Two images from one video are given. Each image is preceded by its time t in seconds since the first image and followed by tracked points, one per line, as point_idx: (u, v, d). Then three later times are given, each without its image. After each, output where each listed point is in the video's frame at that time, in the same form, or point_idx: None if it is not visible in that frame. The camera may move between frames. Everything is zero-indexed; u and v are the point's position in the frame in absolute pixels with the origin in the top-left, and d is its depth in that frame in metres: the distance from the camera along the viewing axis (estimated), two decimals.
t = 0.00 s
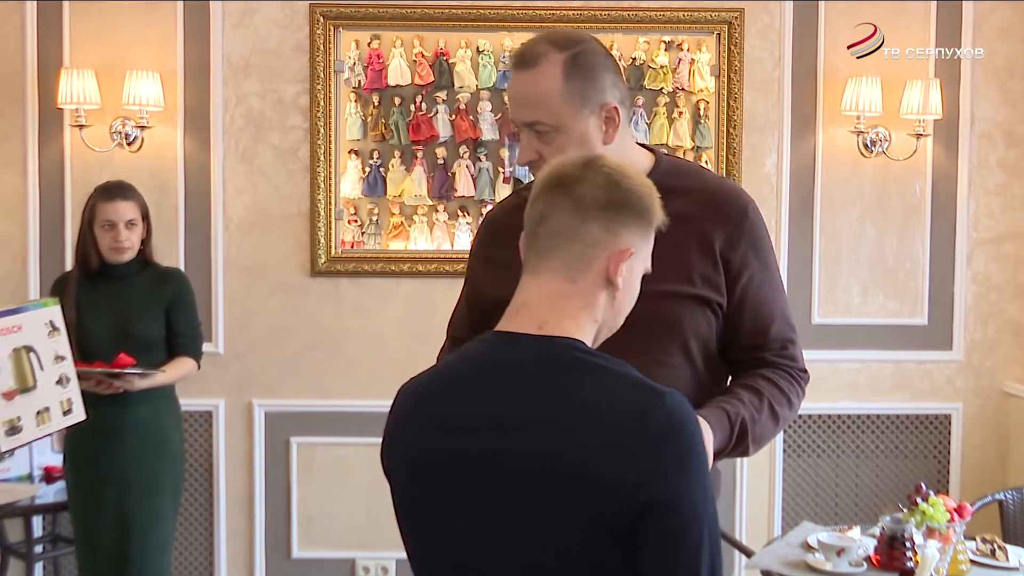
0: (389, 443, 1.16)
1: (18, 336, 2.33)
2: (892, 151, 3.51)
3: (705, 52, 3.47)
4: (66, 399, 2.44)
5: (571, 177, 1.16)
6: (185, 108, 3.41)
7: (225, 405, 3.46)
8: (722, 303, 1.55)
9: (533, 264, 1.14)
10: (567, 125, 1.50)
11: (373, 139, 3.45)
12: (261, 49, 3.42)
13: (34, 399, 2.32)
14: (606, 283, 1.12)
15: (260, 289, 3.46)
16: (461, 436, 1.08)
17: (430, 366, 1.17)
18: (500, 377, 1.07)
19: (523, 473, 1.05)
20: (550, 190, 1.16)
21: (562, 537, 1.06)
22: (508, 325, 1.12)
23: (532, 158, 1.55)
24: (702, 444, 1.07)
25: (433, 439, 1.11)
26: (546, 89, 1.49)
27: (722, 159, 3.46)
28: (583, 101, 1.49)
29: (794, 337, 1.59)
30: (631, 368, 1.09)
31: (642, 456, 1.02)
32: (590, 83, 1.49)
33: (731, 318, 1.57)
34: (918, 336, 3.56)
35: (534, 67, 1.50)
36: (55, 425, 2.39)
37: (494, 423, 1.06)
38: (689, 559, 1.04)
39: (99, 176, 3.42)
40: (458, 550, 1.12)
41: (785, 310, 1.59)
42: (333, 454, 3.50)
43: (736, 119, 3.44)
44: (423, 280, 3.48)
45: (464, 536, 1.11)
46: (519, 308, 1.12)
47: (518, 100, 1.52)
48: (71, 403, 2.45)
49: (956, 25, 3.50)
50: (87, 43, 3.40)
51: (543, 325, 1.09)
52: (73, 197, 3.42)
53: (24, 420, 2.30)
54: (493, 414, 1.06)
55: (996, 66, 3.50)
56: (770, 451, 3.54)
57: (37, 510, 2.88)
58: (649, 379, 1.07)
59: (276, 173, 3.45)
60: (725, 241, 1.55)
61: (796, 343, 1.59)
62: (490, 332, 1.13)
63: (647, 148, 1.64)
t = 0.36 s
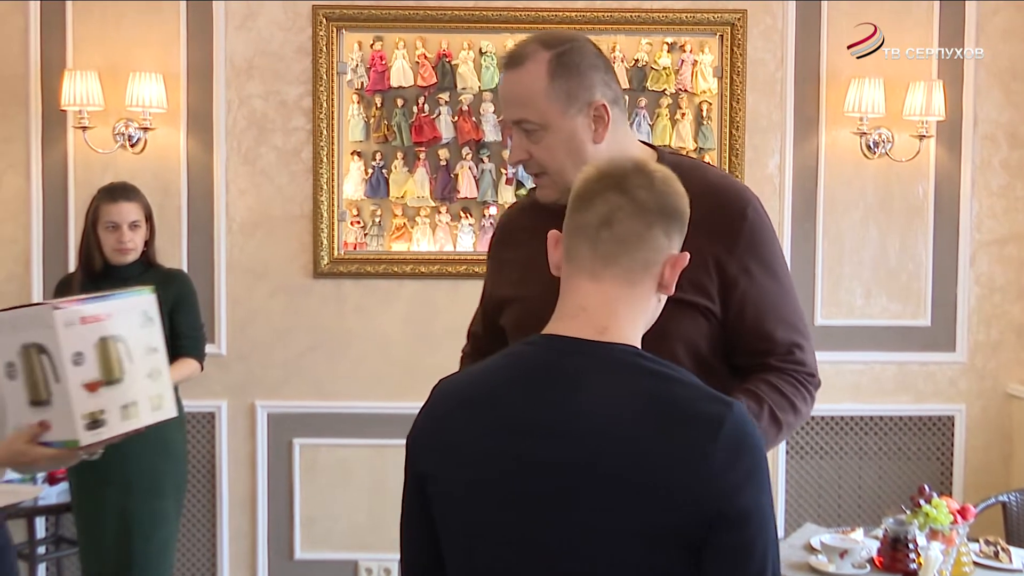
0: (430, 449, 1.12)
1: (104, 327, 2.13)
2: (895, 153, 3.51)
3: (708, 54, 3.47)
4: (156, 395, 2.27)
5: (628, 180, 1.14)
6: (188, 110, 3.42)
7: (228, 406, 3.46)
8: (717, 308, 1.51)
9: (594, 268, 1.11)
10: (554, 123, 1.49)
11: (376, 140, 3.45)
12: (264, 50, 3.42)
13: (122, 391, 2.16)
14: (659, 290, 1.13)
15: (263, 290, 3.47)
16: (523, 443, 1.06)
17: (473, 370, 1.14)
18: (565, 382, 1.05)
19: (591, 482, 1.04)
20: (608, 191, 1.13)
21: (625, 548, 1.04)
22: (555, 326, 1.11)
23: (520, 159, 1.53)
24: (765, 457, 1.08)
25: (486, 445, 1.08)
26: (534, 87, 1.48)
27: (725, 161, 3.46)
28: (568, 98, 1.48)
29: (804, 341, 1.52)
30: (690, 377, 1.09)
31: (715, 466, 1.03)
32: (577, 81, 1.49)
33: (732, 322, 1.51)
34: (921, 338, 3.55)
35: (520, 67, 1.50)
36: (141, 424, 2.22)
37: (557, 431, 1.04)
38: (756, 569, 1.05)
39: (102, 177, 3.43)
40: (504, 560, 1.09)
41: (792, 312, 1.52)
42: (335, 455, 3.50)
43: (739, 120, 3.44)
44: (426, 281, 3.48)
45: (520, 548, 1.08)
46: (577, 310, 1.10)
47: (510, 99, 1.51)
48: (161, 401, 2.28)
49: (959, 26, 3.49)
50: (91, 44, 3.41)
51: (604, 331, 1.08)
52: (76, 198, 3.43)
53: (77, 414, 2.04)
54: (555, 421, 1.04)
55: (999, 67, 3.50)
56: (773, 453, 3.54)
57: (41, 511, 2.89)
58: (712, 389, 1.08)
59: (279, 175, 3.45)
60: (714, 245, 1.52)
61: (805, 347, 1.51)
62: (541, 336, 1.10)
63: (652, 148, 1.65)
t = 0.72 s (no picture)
0: (456, 455, 1.10)
1: (236, 313, 1.65)
2: (897, 154, 3.51)
3: (710, 55, 3.47)
4: (285, 384, 1.72)
5: (655, 186, 1.14)
6: (190, 111, 3.42)
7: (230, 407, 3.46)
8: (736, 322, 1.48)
9: (628, 276, 1.12)
10: (595, 122, 1.55)
11: (378, 141, 3.45)
12: (266, 52, 3.43)
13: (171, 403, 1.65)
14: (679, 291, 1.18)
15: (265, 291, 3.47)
16: (563, 448, 1.05)
17: (494, 372, 1.12)
18: (607, 388, 1.06)
19: (635, 488, 1.05)
20: (640, 199, 1.13)
21: (661, 550, 1.06)
22: (586, 328, 1.11)
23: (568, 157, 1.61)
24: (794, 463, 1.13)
25: (521, 446, 1.07)
26: (576, 87, 1.55)
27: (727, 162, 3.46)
28: (609, 98, 1.54)
29: (840, 361, 1.44)
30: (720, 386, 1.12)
31: (755, 472, 1.06)
32: (619, 81, 1.54)
33: (757, 336, 1.47)
34: (923, 339, 3.55)
35: (562, 68, 1.57)
36: (271, 416, 1.70)
37: (600, 435, 1.05)
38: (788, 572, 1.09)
39: (105, 179, 3.43)
40: (532, 564, 1.08)
41: (827, 329, 1.44)
42: (336, 456, 3.50)
43: (741, 122, 3.44)
44: (428, 282, 3.48)
45: (554, 553, 1.07)
46: (615, 317, 1.10)
47: (555, 100, 1.58)
48: (291, 388, 1.73)
49: (962, 27, 3.49)
50: (93, 46, 3.41)
51: (640, 336, 1.09)
52: (78, 200, 3.43)
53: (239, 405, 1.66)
54: (597, 424, 1.05)
55: (1002, 68, 3.50)
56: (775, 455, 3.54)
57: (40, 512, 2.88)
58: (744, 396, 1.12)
59: (281, 176, 3.46)
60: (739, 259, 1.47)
61: (842, 367, 1.44)
62: (569, 338, 1.11)
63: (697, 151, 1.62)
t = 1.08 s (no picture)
0: (451, 454, 1.09)
1: (309, 320, 1.61)
2: (899, 155, 3.50)
3: (712, 57, 3.47)
4: (351, 394, 1.70)
5: (638, 188, 1.15)
6: (193, 112, 3.42)
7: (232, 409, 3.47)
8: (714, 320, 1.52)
9: (621, 276, 1.12)
10: (591, 125, 1.58)
11: (380, 143, 3.45)
12: (268, 53, 3.43)
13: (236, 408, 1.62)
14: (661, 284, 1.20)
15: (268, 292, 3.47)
16: (565, 446, 1.05)
17: (489, 369, 1.11)
18: (609, 385, 1.06)
19: (636, 485, 1.05)
20: (627, 204, 1.14)
21: (660, 548, 1.07)
22: (583, 329, 1.11)
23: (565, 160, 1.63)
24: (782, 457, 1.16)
25: (522, 445, 1.06)
26: (574, 91, 1.57)
27: (729, 163, 3.46)
28: (606, 101, 1.57)
29: (810, 368, 1.45)
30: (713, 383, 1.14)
31: (753, 470, 1.08)
32: (614, 85, 1.57)
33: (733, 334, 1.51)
34: (925, 341, 3.54)
35: (561, 74, 1.60)
36: (334, 426, 1.68)
37: (604, 433, 1.05)
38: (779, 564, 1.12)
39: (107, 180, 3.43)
40: (529, 563, 1.07)
41: (798, 334, 1.45)
42: (339, 458, 3.50)
43: (743, 123, 3.44)
44: (430, 283, 3.48)
45: (554, 553, 1.06)
46: (612, 317, 1.11)
47: (554, 103, 1.61)
48: (357, 399, 1.71)
49: (964, 28, 3.49)
50: (95, 48, 3.41)
51: (637, 335, 1.11)
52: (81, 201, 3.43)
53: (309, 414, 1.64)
54: (601, 422, 1.05)
55: (1004, 69, 3.50)
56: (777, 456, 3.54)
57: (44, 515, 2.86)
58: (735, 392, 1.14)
59: (283, 177, 3.46)
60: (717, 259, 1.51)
61: (810, 372, 1.44)
62: (564, 335, 1.11)
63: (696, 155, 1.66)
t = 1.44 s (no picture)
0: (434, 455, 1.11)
1: (343, 329, 1.61)
2: (904, 156, 3.50)
3: (716, 58, 3.47)
4: (379, 404, 1.71)
5: (602, 187, 1.17)
6: (197, 113, 3.43)
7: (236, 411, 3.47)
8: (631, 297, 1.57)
9: (591, 276, 1.14)
10: (549, 122, 1.63)
11: (384, 144, 3.45)
12: (273, 54, 3.43)
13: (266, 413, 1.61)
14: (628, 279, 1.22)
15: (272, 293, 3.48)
16: (545, 445, 1.08)
17: (468, 369, 1.13)
18: (587, 385, 1.08)
19: (616, 481, 1.08)
20: (592, 203, 1.15)
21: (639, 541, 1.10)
22: (555, 329, 1.13)
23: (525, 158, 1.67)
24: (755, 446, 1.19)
25: (502, 445, 1.09)
26: (535, 89, 1.62)
27: (733, 164, 3.45)
28: (565, 99, 1.62)
29: (695, 350, 1.45)
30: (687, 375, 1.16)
31: (729, 461, 1.11)
32: (573, 83, 1.62)
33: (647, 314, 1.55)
34: (930, 342, 3.54)
35: (522, 73, 1.64)
36: (361, 436, 1.68)
37: (583, 431, 1.08)
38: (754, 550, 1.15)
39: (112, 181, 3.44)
40: (511, 560, 1.10)
41: (694, 318, 1.46)
42: (342, 459, 3.50)
43: (747, 124, 3.43)
44: (434, 284, 3.48)
45: (536, 548, 1.09)
46: (582, 316, 1.13)
47: (514, 101, 1.65)
48: (385, 408, 1.73)
49: (969, 29, 3.49)
50: (100, 49, 3.42)
51: (610, 333, 1.13)
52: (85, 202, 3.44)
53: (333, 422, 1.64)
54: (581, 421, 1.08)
55: (1009, 70, 3.49)
56: (781, 457, 3.53)
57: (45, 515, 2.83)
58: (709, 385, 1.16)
59: (287, 178, 3.46)
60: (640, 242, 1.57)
61: (695, 353, 1.45)
62: (541, 335, 1.13)
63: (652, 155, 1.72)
